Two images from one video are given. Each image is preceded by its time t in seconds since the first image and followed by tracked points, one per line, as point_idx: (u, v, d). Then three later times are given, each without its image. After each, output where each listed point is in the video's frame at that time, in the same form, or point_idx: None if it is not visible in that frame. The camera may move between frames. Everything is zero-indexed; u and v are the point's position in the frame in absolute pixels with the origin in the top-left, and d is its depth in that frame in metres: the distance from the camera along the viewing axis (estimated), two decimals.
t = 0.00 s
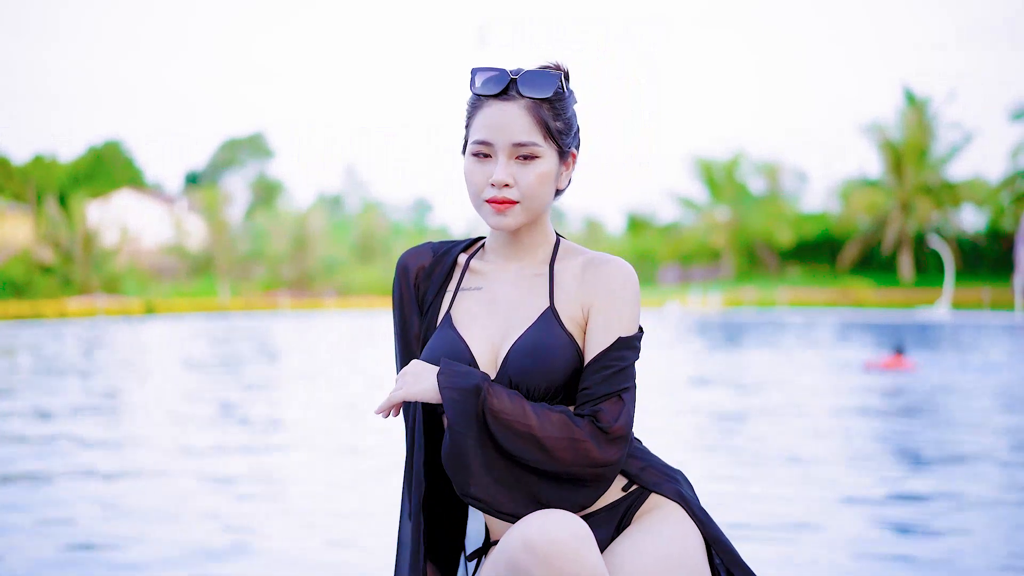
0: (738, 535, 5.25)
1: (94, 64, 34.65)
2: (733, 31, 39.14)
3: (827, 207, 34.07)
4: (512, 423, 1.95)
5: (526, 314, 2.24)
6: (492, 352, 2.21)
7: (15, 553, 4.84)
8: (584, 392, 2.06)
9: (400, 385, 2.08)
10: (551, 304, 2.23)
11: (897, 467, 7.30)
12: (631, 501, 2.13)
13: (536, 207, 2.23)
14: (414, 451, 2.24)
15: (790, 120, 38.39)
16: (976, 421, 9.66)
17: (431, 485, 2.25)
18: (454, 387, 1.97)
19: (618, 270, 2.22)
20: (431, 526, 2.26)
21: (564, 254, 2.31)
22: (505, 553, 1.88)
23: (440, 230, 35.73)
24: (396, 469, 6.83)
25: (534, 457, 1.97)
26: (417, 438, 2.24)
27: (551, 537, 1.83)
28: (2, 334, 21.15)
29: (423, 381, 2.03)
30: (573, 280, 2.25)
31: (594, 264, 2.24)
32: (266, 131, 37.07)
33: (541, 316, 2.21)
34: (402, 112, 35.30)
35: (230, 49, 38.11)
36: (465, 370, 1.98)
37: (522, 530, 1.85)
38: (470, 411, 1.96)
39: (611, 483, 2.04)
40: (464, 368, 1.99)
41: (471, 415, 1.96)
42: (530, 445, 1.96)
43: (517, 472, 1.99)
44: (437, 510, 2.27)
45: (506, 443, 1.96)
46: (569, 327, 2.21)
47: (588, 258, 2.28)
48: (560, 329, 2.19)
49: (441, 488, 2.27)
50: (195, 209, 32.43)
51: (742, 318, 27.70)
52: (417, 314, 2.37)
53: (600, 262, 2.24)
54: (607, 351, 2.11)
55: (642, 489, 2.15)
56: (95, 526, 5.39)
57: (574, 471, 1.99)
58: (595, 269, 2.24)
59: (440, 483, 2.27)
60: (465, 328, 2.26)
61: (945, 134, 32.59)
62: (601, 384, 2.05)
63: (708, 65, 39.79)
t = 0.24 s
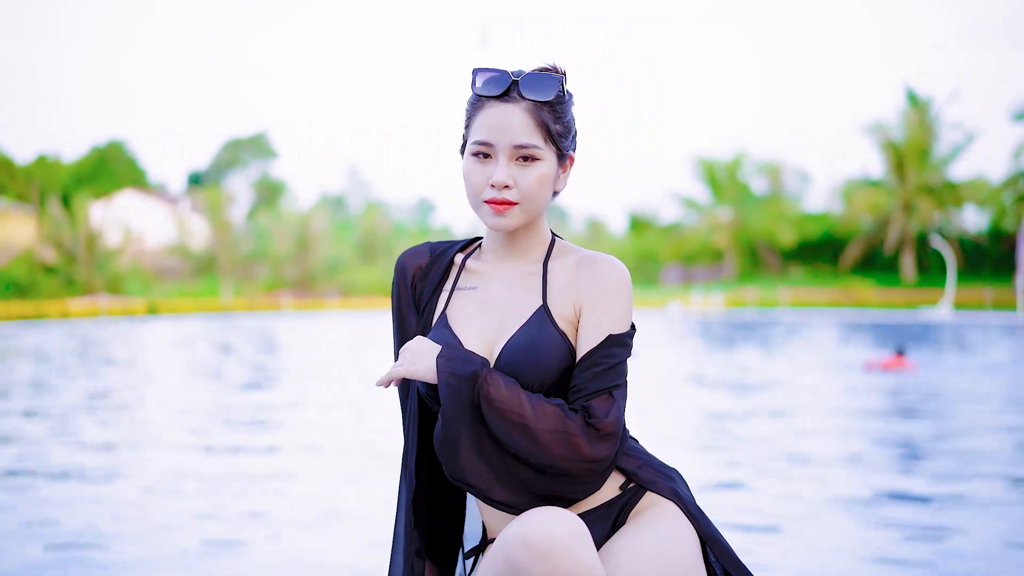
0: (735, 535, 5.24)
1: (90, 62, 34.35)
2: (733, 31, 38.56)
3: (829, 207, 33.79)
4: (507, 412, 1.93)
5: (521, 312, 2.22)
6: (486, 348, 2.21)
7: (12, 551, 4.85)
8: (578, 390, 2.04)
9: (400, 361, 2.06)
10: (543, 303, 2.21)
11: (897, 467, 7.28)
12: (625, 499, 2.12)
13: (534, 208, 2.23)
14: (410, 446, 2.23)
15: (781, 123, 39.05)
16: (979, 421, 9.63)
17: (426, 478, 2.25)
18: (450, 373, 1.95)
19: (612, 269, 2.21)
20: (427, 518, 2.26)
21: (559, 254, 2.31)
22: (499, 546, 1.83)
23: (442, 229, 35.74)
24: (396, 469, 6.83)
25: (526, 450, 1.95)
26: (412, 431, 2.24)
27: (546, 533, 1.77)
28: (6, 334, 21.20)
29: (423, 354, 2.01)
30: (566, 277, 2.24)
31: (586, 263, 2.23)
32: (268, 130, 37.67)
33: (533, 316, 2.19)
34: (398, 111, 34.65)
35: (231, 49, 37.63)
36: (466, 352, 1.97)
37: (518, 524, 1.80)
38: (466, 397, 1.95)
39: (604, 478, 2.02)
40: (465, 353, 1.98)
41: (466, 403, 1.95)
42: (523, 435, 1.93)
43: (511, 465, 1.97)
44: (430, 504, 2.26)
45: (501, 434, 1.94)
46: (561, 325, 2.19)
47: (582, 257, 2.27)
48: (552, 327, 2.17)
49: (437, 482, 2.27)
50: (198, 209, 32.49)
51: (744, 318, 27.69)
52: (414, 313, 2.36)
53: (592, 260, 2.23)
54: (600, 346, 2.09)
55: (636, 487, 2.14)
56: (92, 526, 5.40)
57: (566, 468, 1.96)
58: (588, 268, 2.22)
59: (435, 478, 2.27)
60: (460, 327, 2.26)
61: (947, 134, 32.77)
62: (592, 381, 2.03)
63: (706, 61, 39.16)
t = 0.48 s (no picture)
0: (732, 535, 5.26)
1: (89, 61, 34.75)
2: (733, 31, 39.18)
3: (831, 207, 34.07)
4: (505, 405, 1.93)
5: (516, 309, 2.23)
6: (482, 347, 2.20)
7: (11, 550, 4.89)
8: (572, 388, 2.04)
9: (407, 340, 2.07)
10: (538, 302, 2.21)
11: (897, 467, 7.30)
12: (619, 498, 2.12)
13: (531, 210, 2.23)
14: (409, 439, 2.24)
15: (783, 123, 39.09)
16: (978, 421, 9.65)
17: (426, 471, 2.25)
18: (454, 359, 1.95)
19: (606, 270, 2.21)
20: (425, 511, 2.26)
21: (553, 254, 2.30)
22: (497, 547, 1.82)
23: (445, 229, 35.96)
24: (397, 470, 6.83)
25: (521, 443, 1.94)
26: (411, 425, 2.25)
27: (538, 535, 1.77)
28: (9, 333, 21.34)
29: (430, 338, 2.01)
30: (562, 274, 2.23)
31: (581, 262, 2.23)
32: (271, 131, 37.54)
33: (527, 314, 2.19)
34: (397, 111, 34.71)
35: (230, 49, 38.32)
36: (468, 338, 1.97)
37: (511, 527, 1.80)
38: (463, 389, 1.95)
39: (599, 475, 2.03)
40: (469, 337, 1.98)
41: (465, 391, 1.96)
42: (520, 428, 1.93)
43: (507, 460, 1.97)
44: (427, 499, 2.27)
45: (496, 426, 1.94)
46: (555, 325, 2.19)
47: (576, 256, 2.27)
48: (546, 326, 2.17)
49: (436, 476, 2.28)
50: (201, 209, 32.44)
51: (745, 318, 27.74)
52: (410, 313, 2.35)
53: (587, 260, 2.23)
54: (595, 344, 2.09)
55: (629, 483, 2.14)
56: (87, 525, 5.42)
57: (559, 463, 1.95)
58: (583, 268, 2.22)
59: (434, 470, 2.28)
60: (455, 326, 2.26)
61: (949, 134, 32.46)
62: (584, 379, 2.03)
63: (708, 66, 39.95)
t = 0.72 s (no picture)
0: (732, 536, 5.23)
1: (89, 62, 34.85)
2: (733, 31, 39.26)
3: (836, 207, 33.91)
4: (510, 398, 1.92)
5: (517, 305, 2.22)
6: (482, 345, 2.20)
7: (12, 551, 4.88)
8: (572, 385, 2.03)
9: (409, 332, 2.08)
10: (536, 299, 2.21)
11: (901, 467, 7.29)
12: (619, 496, 2.11)
13: (532, 209, 2.23)
14: (411, 435, 2.25)
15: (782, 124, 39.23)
16: (981, 421, 9.61)
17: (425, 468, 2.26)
18: (461, 348, 1.94)
19: (606, 269, 2.21)
20: (427, 506, 2.26)
21: (552, 253, 2.30)
22: (496, 544, 1.81)
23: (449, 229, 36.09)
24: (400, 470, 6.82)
25: (525, 438, 1.93)
26: (413, 422, 2.25)
27: (537, 531, 1.76)
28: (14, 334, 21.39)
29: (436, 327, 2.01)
30: (561, 271, 2.23)
31: (579, 261, 2.23)
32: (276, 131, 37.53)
33: (526, 312, 2.19)
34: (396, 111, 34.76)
35: (231, 49, 38.38)
36: (477, 326, 1.95)
37: (505, 528, 1.80)
38: (467, 380, 1.94)
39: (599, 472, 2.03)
40: (479, 325, 1.96)
41: (468, 382, 1.95)
42: (523, 422, 1.92)
43: (508, 454, 1.96)
44: (428, 497, 2.27)
45: (498, 420, 1.93)
46: (553, 323, 2.19)
47: (574, 254, 2.26)
48: (544, 325, 2.17)
49: (438, 471, 2.29)
50: (206, 209, 32.52)
51: (749, 318, 27.75)
52: (411, 313, 2.36)
53: (584, 258, 2.23)
54: (593, 343, 2.09)
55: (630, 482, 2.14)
56: (88, 526, 5.43)
57: (558, 459, 1.95)
58: (581, 266, 2.22)
59: (435, 467, 2.29)
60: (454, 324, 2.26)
61: (955, 134, 32.25)
62: (583, 378, 2.03)
63: (707, 65, 40.00)
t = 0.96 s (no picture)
0: (734, 536, 5.21)
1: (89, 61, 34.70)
2: (733, 31, 38.69)
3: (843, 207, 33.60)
4: (518, 393, 1.92)
5: (516, 304, 2.22)
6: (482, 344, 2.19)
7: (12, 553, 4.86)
8: (570, 385, 2.03)
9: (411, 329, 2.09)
10: (534, 298, 2.20)
11: (908, 468, 7.26)
12: (618, 496, 2.10)
13: (533, 209, 2.23)
14: (411, 434, 2.25)
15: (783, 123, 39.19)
16: (985, 422, 9.58)
17: (427, 465, 2.27)
18: (470, 341, 1.94)
19: (605, 269, 2.21)
20: (428, 504, 2.27)
21: (552, 251, 2.29)
22: (496, 540, 1.81)
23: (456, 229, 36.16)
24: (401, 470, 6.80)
25: (530, 435, 1.93)
26: (414, 420, 2.26)
27: (538, 528, 1.76)
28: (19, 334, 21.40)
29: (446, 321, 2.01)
30: (562, 270, 2.23)
31: (579, 260, 2.23)
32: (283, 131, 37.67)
33: (524, 311, 2.18)
34: (398, 111, 34.74)
35: (230, 49, 38.03)
36: (491, 319, 1.94)
37: (507, 525, 1.79)
38: (473, 374, 1.95)
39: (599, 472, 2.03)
40: (492, 317, 1.95)
41: (475, 376, 1.95)
42: (528, 417, 1.92)
43: (510, 449, 1.96)
44: (430, 495, 2.28)
45: (503, 417, 1.94)
46: (551, 322, 2.18)
47: (572, 253, 2.26)
48: (542, 322, 2.16)
49: (439, 469, 2.30)
50: (212, 209, 32.74)
51: (755, 318, 27.69)
52: (411, 314, 2.38)
53: (584, 257, 2.23)
54: (594, 342, 2.09)
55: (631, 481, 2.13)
56: (91, 527, 5.41)
57: (561, 455, 1.95)
58: (581, 265, 2.22)
59: (436, 466, 2.30)
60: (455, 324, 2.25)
61: (961, 134, 32.49)
62: (584, 377, 2.03)
63: (708, 65, 39.54)
